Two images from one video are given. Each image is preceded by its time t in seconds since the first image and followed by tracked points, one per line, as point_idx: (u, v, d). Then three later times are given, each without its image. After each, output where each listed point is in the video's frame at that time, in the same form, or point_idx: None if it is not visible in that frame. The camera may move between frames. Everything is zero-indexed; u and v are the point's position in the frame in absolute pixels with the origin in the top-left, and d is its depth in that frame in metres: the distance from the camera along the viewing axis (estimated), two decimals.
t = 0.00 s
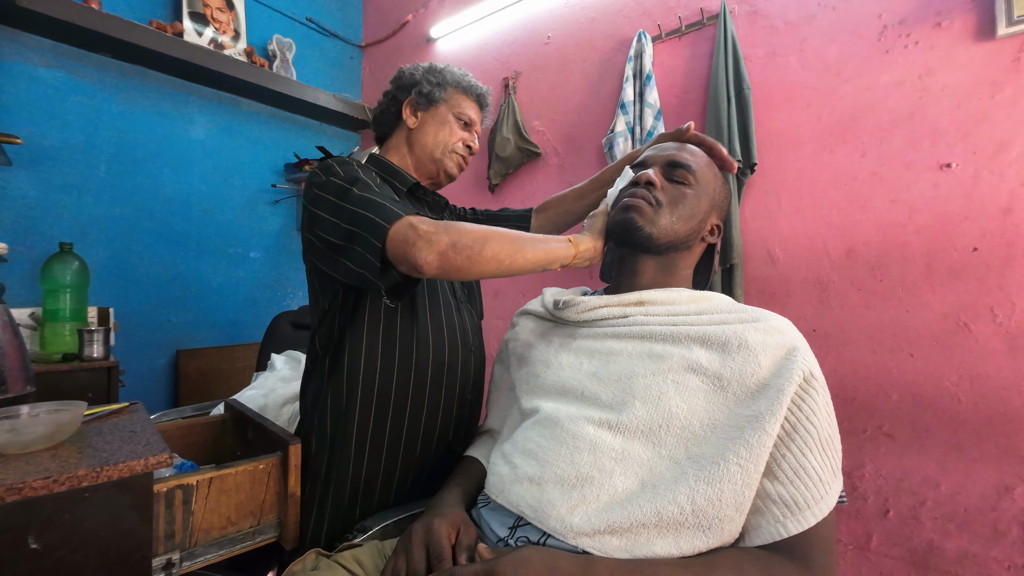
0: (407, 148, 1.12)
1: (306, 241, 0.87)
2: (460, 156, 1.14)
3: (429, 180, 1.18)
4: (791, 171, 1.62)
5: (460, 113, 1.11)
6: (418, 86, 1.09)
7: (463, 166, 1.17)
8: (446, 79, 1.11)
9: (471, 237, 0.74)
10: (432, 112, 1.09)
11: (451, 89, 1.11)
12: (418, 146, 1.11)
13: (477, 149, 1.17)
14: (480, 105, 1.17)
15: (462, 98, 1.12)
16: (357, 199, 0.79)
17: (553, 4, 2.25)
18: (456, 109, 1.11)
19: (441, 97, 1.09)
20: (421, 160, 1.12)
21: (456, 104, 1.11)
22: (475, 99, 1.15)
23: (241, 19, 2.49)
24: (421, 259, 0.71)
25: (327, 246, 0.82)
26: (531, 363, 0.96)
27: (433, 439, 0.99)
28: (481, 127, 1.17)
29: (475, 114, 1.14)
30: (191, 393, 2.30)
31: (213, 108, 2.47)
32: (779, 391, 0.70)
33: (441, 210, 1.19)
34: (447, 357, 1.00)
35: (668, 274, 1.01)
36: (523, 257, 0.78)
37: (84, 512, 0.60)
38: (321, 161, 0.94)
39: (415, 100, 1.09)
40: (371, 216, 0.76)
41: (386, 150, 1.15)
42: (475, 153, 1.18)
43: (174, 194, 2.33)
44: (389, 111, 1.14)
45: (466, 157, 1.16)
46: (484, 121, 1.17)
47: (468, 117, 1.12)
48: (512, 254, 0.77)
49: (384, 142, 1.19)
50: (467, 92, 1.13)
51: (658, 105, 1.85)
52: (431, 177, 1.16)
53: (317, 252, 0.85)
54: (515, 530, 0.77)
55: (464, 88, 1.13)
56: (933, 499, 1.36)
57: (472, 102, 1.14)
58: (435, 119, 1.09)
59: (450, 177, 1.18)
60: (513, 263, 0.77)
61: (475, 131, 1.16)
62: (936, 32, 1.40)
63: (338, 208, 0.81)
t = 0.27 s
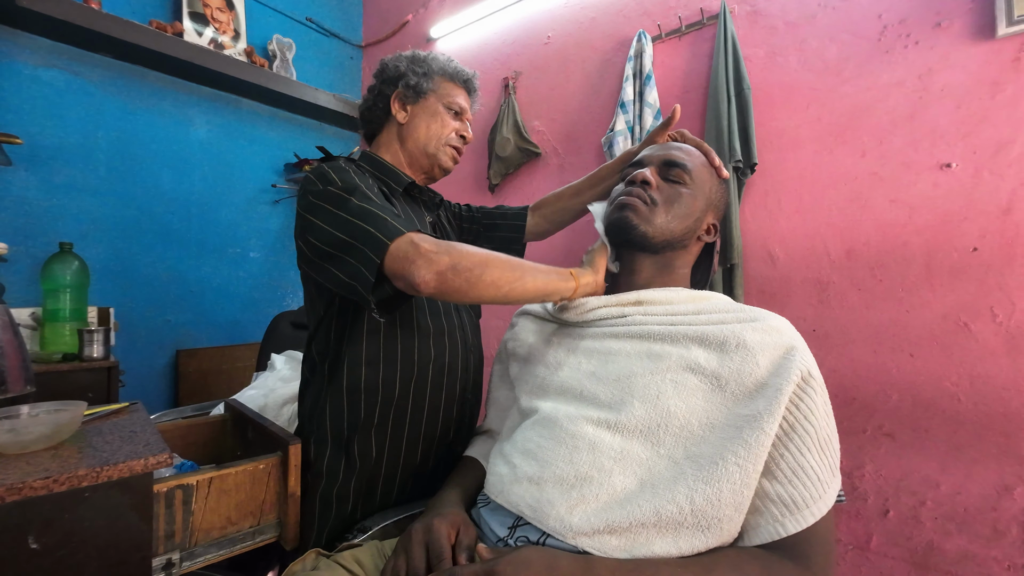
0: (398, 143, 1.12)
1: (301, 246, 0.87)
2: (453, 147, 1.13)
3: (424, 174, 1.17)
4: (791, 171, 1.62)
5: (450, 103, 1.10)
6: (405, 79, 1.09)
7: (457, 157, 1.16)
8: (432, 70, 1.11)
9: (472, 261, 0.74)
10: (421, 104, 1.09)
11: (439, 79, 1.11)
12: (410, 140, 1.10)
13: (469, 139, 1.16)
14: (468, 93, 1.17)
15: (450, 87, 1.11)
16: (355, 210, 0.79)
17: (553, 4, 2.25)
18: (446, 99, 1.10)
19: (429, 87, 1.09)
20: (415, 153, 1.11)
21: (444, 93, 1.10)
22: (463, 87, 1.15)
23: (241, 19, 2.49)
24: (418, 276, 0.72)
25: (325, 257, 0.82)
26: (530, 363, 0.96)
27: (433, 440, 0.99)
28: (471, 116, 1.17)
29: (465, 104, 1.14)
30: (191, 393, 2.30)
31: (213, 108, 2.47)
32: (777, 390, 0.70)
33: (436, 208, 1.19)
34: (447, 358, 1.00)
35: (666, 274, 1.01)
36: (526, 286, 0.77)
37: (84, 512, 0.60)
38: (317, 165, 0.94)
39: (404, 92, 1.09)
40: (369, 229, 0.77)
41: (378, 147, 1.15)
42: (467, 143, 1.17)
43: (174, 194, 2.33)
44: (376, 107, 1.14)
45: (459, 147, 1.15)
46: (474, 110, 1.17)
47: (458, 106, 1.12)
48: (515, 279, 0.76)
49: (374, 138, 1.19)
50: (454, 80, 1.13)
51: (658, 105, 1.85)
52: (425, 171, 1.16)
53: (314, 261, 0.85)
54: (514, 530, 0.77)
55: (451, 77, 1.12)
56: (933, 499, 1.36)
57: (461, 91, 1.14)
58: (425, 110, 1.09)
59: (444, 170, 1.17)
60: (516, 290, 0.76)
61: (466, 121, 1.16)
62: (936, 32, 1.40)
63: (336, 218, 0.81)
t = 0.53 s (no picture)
0: (396, 140, 1.11)
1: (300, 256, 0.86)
2: (452, 144, 1.13)
3: (423, 170, 1.17)
4: (791, 171, 1.62)
5: (448, 99, 1.10)
6: (402, 74, 1.08)
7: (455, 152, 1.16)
8: (429, 64, 1.10)
9: (466, 297, 0.74)
10: (419, 101, 1.08)
11: (435, 74, 1.10)
12: (408, 137, 1.10)
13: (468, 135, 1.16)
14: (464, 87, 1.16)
15: (448, 83, 1.11)
16: (353, 231, 0.77)
17: (553, 4, 2.25)
18: (443, 95, 1.10)
19: (426, 83, 1.08)
20: (414, 151, 1.12)
21: (442, 89, 1.10)
22: (460, 82, 1.14)
23: (241, 18, 2.49)
24: (413, 315, 0.73)
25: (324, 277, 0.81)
26: (531, 364, 0.96)
27: (434, 440, 1.00)
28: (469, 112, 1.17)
29: (462, 99, 1.14)
30: (191, 393, 2.30)
31: (213, 108, 2.47)
32: (778, 391, 0.70)
33: (434, 206, 1.19)
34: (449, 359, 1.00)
35: (667, 273, 1.01)
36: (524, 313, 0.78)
37: (84, 512, 0.60)
38: (315, 169, 0.91)
39: (401, 89, 1.08)
40: (367, 252, 0.75)
41: (374, 144, 1.14)
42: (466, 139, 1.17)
43: (174, 194, 2.33)
44: (372, 103, 1.13)
45: (458, 144, 1.15)
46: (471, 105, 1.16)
47: (456, 102, 1.12)
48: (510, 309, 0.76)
49: (371, 133, 1.17)
50: (451, 75, 1.12)
51: (658, 105, 1.85)
52: (424, 167, 1.16)
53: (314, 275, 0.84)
54: (515, 530, 0.77)
55: (448, 72, 1.11)
56: (932, 499, 1.36)
57: (458, 86, 1.13)
58: (422, 107, 1.09)
59: (443, 166, 1.17)
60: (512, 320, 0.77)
61: (464, 117, 1.15)
62: (936, 32, 1.40)
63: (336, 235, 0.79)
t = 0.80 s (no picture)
0: (383, 139, 1.11)
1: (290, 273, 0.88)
2: (440, 135, 1.12)
3: (415, 166, 1.16)
4: (791, 171, 1.62)
5: (432, 90, 1.08)
6: (382, 71, 1.08)
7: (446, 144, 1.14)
8: (408, 57, 1.09)
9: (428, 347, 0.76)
10: (401, 96, 1.08)
11: (416, 66, 1.09)
12: (395, 134, 1.09)
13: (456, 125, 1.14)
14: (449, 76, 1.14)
15: (430, 73, 1.09)
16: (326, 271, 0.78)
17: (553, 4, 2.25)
18: (426, 86, 1.09)
19: (407, 76, 1.07)
20: (402, 147, 1.11)
21: (424, 80, 1.08)
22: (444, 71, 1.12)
23: (241, 19, 2.49)
24: (379, 368, 0.78)
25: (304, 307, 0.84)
26: (530, 364, 0.96)
27: (434, 441, 1.00)
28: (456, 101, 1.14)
29: (448, 88, 1.12)
30: (191, 393, 2.30)
31: (213, 108, 2.47)
32: (776, 390, 0.70)
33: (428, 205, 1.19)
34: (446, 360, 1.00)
35: (665, 273, 1.01)
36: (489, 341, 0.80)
37: (84, 512, 0.60)
38: (302, 180, 0.91)
39: (383, 86, 1.08)
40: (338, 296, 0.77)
41: (363, 144, 1.14)
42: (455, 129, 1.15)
43: (174, 195, 2.33)
44: (356, 103, 1.13)
45: (447, 134, 1.13)
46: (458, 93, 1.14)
47: (440, 92, 1.10)
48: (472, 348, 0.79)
49: (356, 135, 1.17)
50: (433, 66, 1.11)
51: (658, 105, 1.85)
52: (416, 163, 1.15)
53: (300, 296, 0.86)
54: (514, 530, 0.77)
55: (429, 62, 1.10)
56: (932, 499, 1.36)
57: (442, 75, 1.11)
58: (405, 101, 1.08)
59: (435, 159, 1.15)
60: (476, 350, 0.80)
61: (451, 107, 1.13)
62: (936, 32, 1.40)
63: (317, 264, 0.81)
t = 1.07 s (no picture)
0: (371, 141, 1.11)
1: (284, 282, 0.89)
2: (427, 124, 1.09)
3: (411, 161, 1.15)
4: (790, 171, 1.62)
5: (407, 80, 1.05)
6: (351, 73, 1.07)
7: (436, 131, 1.11)
8: (375, 49, 1.06)
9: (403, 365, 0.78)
10: (377, 94, 1.06)
11: (387, 58, 1.06)
12: (381, 134, 1.09)
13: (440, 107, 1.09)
14: (424, 57, 1.09)
15: (401, 61, 1.06)
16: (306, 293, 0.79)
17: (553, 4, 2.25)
18: (401, 77, 1.06)
19: (378, 71, 1.05)
20: (390, 145, 1.10)
21: (396, 70, 1.05)
22: (414, 55, 1.08)
23: (241, 18, 2.49)
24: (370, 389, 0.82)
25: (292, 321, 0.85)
26: (529, 364, 0.95)
27: (433, 441, 1.00)
28: (435, 81, 1.10)
29: (423, 71, 1.08)
30: (191, 393, 2.30)
31: (213, 108, 2.47)
32: (775, 390, 0.70)
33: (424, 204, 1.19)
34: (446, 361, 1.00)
35: (663, 272, 1.01)
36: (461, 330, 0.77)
37: (84, 512, 0.60)
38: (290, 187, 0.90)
39: (357, 89, 1.07)
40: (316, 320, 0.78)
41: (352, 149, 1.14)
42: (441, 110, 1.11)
43: (174, 195, 2.33)
44: (336, 111, 1.14)
45: (433, 120, 1.10)
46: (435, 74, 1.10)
47: (416, 79, 1.06)
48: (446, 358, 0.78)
49: (345, 142, 1.19)
50: (403, 52, 1.07)
51: (658, 105, 1.85)
52: (411, 159, 1.14)
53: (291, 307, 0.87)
54: (514, 530, 0.77)
55: (397, 51, 1.07)
56: (933, 499, 1.36)
57: (415, 59, 1.07)
58: (382, 98, 1.06)
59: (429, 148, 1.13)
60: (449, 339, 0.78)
61: (431, 90, 1.09)
62: (936, 32, 1.40)
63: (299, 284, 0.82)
